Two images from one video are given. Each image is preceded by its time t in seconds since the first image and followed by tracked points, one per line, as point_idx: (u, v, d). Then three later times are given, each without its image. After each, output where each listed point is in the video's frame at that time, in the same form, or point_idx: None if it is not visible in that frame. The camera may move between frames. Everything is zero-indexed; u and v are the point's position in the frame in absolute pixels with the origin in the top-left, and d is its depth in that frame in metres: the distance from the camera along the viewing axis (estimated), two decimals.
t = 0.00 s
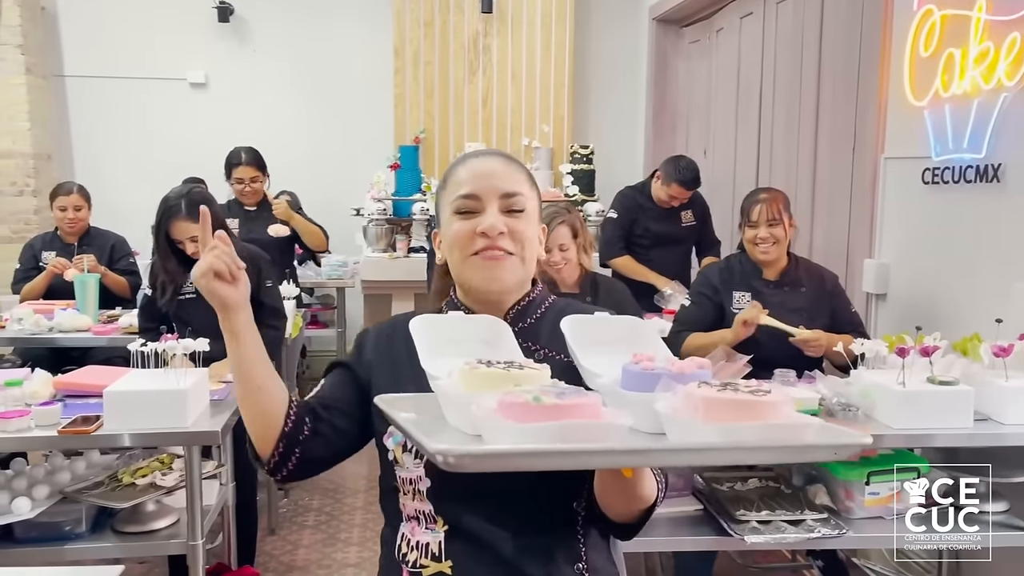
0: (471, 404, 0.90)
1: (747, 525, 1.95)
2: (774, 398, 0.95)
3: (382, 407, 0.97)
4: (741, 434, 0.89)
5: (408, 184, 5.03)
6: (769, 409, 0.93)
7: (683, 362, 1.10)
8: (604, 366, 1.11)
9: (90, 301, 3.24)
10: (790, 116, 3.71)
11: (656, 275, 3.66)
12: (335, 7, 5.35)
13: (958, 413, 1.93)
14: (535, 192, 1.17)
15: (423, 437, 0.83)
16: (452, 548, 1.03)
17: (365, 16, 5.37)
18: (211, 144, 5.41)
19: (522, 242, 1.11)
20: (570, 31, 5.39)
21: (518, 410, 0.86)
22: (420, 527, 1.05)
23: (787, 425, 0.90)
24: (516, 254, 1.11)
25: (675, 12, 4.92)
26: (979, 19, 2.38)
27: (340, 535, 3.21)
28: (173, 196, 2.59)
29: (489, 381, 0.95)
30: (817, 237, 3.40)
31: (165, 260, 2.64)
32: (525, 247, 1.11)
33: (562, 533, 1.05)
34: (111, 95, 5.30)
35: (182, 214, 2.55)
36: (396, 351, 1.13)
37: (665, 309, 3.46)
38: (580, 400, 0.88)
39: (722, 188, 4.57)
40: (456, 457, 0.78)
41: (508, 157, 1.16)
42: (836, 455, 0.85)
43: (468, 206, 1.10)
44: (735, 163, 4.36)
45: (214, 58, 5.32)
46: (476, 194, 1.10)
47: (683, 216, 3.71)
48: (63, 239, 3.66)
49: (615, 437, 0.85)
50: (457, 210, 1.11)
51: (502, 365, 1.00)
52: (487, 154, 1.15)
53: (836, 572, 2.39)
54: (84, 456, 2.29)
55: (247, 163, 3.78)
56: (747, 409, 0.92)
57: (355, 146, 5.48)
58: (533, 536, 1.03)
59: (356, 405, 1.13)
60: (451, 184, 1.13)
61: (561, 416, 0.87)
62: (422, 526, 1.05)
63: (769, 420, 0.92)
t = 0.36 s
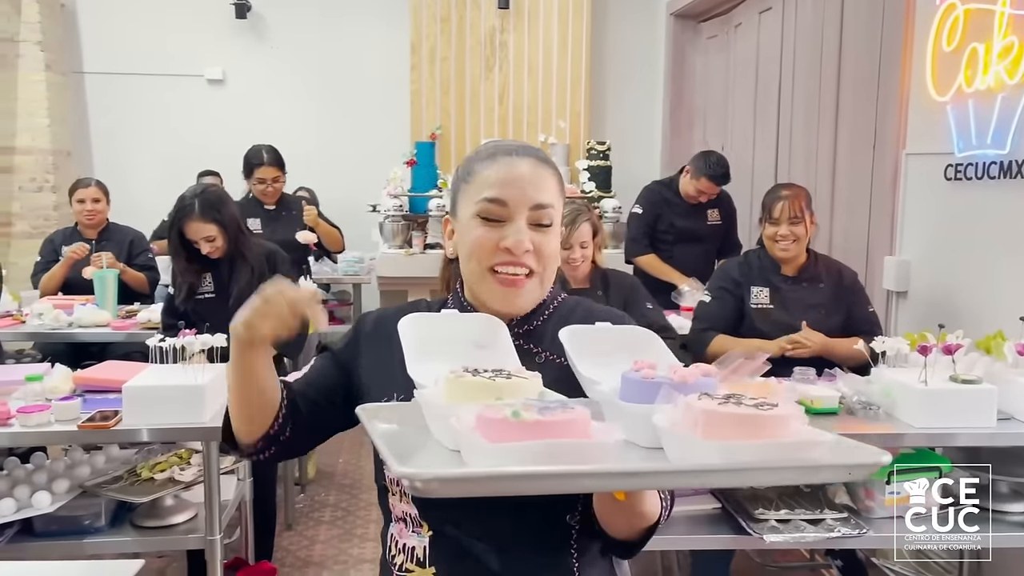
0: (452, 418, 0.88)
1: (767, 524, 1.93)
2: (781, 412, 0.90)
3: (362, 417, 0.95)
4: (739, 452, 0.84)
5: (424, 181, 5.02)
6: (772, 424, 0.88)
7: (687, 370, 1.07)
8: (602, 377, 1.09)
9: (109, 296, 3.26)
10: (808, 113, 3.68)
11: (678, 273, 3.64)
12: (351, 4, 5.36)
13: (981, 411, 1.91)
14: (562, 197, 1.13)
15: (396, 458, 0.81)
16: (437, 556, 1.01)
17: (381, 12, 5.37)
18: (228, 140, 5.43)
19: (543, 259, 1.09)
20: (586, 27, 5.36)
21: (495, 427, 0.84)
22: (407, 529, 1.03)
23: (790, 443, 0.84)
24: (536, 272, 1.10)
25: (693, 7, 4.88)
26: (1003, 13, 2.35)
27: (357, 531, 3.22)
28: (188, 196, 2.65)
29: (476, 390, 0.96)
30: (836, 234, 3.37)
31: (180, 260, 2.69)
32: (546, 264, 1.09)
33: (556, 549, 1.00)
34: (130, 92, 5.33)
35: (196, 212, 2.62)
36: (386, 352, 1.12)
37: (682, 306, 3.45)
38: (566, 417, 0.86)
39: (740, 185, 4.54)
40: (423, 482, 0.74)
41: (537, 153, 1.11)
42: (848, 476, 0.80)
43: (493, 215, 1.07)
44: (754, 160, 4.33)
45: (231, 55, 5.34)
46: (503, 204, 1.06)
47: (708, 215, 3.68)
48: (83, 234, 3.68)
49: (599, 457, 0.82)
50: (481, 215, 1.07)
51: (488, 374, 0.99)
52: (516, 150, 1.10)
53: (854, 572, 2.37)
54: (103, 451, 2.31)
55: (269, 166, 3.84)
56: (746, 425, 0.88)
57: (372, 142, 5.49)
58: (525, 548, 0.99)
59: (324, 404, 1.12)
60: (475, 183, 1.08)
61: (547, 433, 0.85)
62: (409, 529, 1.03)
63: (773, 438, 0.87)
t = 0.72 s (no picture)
0: (444, 465, 0.87)
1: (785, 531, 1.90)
2: (805, 465, 0.80)
3: (360, 449, 0.94)
4: (751, 512, 0.76)
5: (437, 178, 5.01)
6: (796, 479, 0.79)
7: (705, 406, 1.00)
8: (616, 406, 1.05)
9: (125, 293, 3.28)
10: (825, 110, 3.65)
11: (695, 270, 3.63)
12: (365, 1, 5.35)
13: (1003, 412, 1.88)
14: (582, 189, 1.13)
15: (369, 520, 0.74)
16: None
17: (395, 10, 5.37)
18: (242, 138, 5.44)
19: (554, 244, 1.07)
20: (600, 23, 5.33)
21: (479, 482, 0.77)
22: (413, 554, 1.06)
23: (808, 503, 0.76)
24: (546, 257, 1.08)
25: (707, 3, 4.85)
26: None
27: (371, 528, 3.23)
28: (211, 191, 2.67)
29: (472, 430, 0.91)
30: (853, 232, 3.34)
31: (203, 254, 2.70)
32: (557, 250, 1.08)
33: None
34: (145, 90, 5.35)
35: (219, 208, 2.63)
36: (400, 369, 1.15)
37: (698, 304, 3.45)
38: (559, 470, 0.78)
39: (755, 182, 4.51)
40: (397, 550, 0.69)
41: (559, 149, 1.13)
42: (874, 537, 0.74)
43: (504, 196, 1.07)
44: (769, 158, 4.30)
45: (245, 53, 5.35)
46: (516, 185, 1.06)
47: (728, 213, 3.65)
48: (99, 230, 3.70)
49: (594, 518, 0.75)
50: (494, 198, 1.07)
51: (487, 413, 0.93)
52: (537, 144, 1.12)
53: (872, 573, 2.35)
54: (119, 448, 2.32)
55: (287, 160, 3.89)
56: (762, 481, 0.79)
57: (386, 140, 5.49)
58: (533, 569, 1.01)
59: (351, 425, 1.16)
60: (491, 171, 1.10)
61: (540, 492, 0.77)
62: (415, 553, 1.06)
63: (791, 495, 0.78)
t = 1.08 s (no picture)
0: (452, 490, 0.82)
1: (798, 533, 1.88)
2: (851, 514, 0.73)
3: (360, 460, 0.91)
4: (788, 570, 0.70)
5: (445, 176, 5.00)
6: (839, 532, 0.71)
7: (738, 438, 0.93)
8: (641, 432, 1.01)
9: (134, 291, 3.28)
10: (835, 108, 3.63)
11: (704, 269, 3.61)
12: None
13: (1018, 411, 1.86)
14: (588, 183, 1.10)
15: (369, 555, 0.70)
16: None
17: (403, 7, 5.36)
18: (251, 136, 5.45)
19: (561, 247, 1.06)
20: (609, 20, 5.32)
21: (489, 516, 0.72)
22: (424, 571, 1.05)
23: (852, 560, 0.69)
24: (554, 261, 1.07)
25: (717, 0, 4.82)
26: None
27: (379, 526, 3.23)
28: (218, 191, 2.67)
29: (482, 453, 0.85)
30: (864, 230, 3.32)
31: (209, 256, 2.70)
32: (564, 253, 1.06)
33: None
34: (154, 88, 5.36)
35: (224, 208, 2.63)
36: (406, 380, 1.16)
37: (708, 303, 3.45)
38: (577, 509, 0.72)
39: (765, 181, 4.49)
40: None
41: (563, 141, 1.10)
42: None
43: (506, 199, 1.05)
44: (778, 156, 4.28)
45: (253, 51, 5.35)
46: (518, 186, 1.05)
47: (734, 210, 3.64)
48: (111, 228, 3.71)
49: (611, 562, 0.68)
50: (495, 201, 1.06)
51: (500, 433, 0.88)
52: (538, 136, 1.09)
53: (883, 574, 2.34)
54: (129, 446, 2.32)
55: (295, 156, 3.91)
56: (803, 530, 0.72)
57: (394, 137, 5.49)
58: None
59: (359, 433, 1.19)
60: (491, 167, 1.08)
61: (559, 530, 0.71)
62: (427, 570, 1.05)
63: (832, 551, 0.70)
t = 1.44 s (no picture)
0: (461, 505, 0.80)
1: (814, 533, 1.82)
2: (871, 535, 0.72)
3: (367, 469, 0.91)
4: None
5: (450, 173, 4.99)
6: (859, 554, 0.71)
7: (750, 446, 0.91)
8: (651, 437, 1.00)
9: (139, 288, 3.29)
10: (841, 104, 3.61)
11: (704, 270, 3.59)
12: None
13: None
14: (586, 173, 1.11)
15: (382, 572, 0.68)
16: None
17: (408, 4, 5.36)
18: (256, 132, 5.45)
19: (560, 233, 1.05)
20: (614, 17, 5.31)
21: (504, 539, 0.70)
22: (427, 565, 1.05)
23: None
24: (554, 248, 1.06)
25: None
26: None
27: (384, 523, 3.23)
28: (214, 190, 2.66)
29: (490, 465, 0.85)
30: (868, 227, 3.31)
31: (207, 256, 2.71)
32: (563, 239, 1.06)
33: None
34: (159, 85, 5.37)
35: (222, 209, 2.62)
36: (412, 387, 1.15)
37: (711, 300, 3.46)
38: (594, 534, 0.70)
39: (770, 178, 4.48)
40: None
41: (559, 131, 1.11)
42: None
43: (504, 187, 1.05)
44: (784, 153, 4.27)
45: (258, 47, 5.36)
46: (515, 173, 1.05)
47: (730, 205, 3.66)
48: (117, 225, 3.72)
49: None
50: (494, 190, 1.06)
51: (509, 446, 0.87)
52: (535, 127, 1.10)
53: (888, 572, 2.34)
54: (134, 441, 2.33)
55: (299, 150, 3.92)
56: (824, 556, 0.71)
57: (399, 134, 5.49)
58: None
59: (361, 446, 1.16)
60: (488, 158, 1.08)
61: (575, 557, 0.70)
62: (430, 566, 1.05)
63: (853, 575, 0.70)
